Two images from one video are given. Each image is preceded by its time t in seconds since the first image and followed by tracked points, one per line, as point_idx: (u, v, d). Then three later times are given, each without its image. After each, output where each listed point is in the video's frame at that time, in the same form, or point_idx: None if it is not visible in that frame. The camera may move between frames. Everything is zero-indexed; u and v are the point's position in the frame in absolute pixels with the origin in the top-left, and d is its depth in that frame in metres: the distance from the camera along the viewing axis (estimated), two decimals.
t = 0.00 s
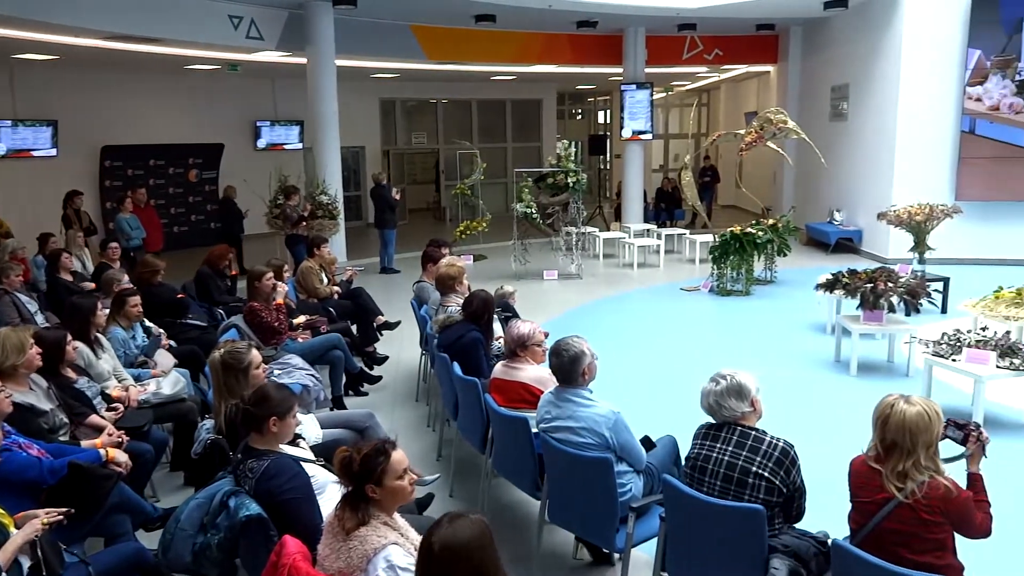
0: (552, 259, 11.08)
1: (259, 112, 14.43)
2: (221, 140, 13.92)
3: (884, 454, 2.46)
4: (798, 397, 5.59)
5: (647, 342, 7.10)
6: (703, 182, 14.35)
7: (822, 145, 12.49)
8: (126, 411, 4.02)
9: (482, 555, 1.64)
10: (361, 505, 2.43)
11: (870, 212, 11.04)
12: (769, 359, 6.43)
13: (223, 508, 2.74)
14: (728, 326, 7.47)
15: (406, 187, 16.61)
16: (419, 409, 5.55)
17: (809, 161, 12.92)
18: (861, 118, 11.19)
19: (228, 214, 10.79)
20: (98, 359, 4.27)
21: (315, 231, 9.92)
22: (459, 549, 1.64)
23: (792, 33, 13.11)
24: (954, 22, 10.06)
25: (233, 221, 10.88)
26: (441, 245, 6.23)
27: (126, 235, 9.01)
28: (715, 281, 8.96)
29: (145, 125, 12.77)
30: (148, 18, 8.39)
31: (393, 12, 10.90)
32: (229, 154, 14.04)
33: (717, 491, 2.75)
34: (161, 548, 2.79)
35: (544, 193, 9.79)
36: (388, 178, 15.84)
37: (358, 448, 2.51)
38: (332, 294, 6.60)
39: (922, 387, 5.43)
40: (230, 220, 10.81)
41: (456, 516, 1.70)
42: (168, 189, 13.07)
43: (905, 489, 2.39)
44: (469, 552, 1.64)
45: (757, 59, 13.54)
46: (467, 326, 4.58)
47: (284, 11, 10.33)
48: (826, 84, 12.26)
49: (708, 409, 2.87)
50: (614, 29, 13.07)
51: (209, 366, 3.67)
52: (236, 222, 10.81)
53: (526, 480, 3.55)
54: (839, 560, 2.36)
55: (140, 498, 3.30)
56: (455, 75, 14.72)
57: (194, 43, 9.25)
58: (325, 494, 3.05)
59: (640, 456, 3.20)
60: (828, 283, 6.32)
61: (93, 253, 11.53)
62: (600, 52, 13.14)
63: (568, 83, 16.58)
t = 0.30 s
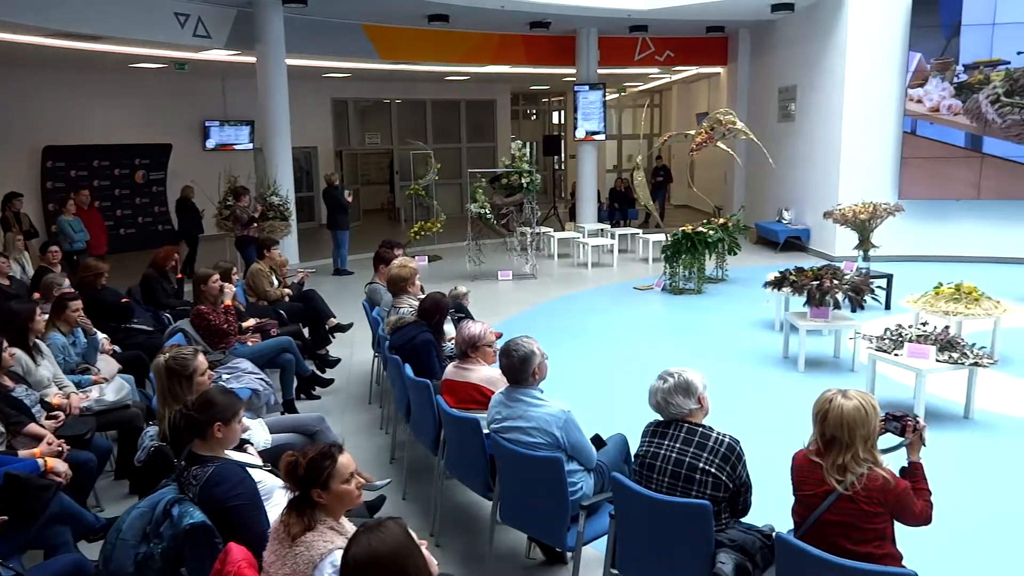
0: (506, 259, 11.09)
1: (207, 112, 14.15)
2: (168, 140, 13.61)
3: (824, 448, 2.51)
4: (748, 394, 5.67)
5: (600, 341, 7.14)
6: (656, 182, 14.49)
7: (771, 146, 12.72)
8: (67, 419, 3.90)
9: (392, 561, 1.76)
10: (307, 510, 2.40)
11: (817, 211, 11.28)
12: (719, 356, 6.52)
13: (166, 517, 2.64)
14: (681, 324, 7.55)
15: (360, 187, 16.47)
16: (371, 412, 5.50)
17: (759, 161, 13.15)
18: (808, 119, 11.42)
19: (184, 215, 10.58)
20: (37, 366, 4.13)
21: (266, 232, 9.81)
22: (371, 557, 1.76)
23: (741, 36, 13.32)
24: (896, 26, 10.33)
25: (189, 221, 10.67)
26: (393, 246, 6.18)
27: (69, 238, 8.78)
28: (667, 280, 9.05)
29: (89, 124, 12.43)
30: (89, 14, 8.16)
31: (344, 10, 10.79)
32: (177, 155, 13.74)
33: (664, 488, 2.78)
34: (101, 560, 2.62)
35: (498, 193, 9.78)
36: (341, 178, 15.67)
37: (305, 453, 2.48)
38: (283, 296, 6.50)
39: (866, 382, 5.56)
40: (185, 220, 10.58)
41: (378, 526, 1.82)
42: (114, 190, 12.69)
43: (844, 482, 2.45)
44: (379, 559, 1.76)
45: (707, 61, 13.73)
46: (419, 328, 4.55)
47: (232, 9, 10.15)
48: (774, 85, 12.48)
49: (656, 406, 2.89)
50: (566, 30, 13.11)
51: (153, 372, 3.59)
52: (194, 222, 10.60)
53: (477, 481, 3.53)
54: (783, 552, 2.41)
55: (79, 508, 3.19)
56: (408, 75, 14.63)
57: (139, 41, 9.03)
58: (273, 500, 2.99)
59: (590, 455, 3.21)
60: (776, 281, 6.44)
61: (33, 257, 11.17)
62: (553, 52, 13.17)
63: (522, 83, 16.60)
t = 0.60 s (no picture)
0: (459, 260, 11.07)
1: (151, 111, 13.82)
2: (111, 140, 13.27)
3: (765, 443, 2.56)
4: (697, 391, 5.76)
5: (552, 341, 7.17)
6: (607, 183, 14.61)
7: (718, 147, 12.93)
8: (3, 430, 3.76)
9: (340, 561, 1.76)
10: (251, 516, 2.36)
11: (764, 210, 11.50)
12: (668, 354, 6.61)
13: (106, 527, 2.56)
14: (631, 323, 7.63)
15: (309, 188, 16.28)
16: (321, 416, 5.44)
17: (707, 162, 13.36)
18: (754, 120, 11.64)
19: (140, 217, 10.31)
20: None
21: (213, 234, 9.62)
22: (317, 558, 1.76)
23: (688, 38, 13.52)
24: (838, 29, 10.59)
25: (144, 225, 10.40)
26: (343, 248, 6.12)
27: (5, 242, 8.49)
28: (618, 279, 9.14)
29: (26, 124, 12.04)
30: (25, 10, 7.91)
31: (292, 9, 10.65)
32: (119, 155, 13.40)
33: (612, 485, 2.80)
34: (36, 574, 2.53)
35: (449, 194, 9.76)
36: (291, 179, 15.46)
37: (247, 458, 2.43)
38: (230, 300, 6.39)
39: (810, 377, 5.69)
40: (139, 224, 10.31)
41: (326, 527, 1.82)
42: (53, 192, 12.31)
43: (785, 476, 2.50)
44: (327, 561, 1.76)
45: (656, 63, 13.91)
46: (368, 330, 4.51)
47: (176, 6, 9.94)
48: (721, 86, 12.69)
49: (603, 405, 2.92)
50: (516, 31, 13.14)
51: (92, 378, 3.49)
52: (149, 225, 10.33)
53: (427, 483, 3.52)
54: (725, 545, 2.46)
55: (15, 522, 3.08)
56: (358, 74, 14.51)
57: (78, 38, 8.78)
58: (217, 506, 2.94)
59: (539, 455, 3.23)
60: (723, 279, 6.54)
61: None
62: (503, 53, 13.19)
63: (474, 83, 16.59)
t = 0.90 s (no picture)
0: (411, 261, 11.01)
1: (93, 110, 13.46)
2: (50, 139, 12.88)
3: (707, 440, 2.61)
4: (647, 389, 5.83)
5: (503, 341, 7.19)
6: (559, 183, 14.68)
7: (668, 147, 13.10)
8: None
9: (288, 564, 1.82)
10: (190, 524, 2.31)
11: (712, 209, 11.69)
12: (619, 353, 6.67)
13: (40, 538, 2.48)
14: (583, 322, 7.69)
15: (259, 189, 16.04)
16: (269, 420, 5.36)
17: (657, 162, 13.53)
18: (703, 120, 11.82)
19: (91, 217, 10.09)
20: None
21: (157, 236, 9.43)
22: (265, 560, 1.81)
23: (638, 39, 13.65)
24: (783, 32, 10.81)
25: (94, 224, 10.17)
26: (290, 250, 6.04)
27: None
28: (570, 279, 9.19)
29: None
30: None
31: (238, 7, 10.47)
32: (59, 155, 13.02)
33: (558, 485, 2.82)
34: None
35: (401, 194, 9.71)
36: (239, 180, 15.20)
37: (187, 466, 2.39)
38: (175, 303, 6.26)
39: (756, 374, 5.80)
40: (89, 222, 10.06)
41: (274, 531, 1.88)
42: None
43: (726, 472, 2.55)
44: (274, 563, 1.81)
45: (606, 64, 14.03)
46: (316, 333, 4.46)
47: (118, 3, 9.70)
48: (670, 87, 12.86)
49: (549, 404, 2.93)
50: (468, 31, 13.11)
51: (27, 385, 3.38)
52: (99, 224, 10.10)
53: (375, 486, 3.49)
54: (669, 541, 2.50)
55: None
56: (308, 74, 14.33)
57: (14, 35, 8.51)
58: (157, 516, 2.88)
59: (487, 455, 3.23)
60: (672, 278, 6.63)
61: None
62: (455, 53, 13.16)
63: (425, 83, 16.52)
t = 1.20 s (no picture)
0: (365, 262, 10.92)
1: (34, 110, 13.07)
2: None
3: (652, 438, 2.63)
4: (599, 388, 5.87)
5: (457, 341, 7.17)
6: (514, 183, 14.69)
7: (621, 147, 13.21)
8: None
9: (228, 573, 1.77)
10: (127, 535, 2.25)
11: (665, 209, 11.83)
12: (572, 352, 6.70)
13: None
14: (537, 322, 7.70)
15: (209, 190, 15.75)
16: (217, 426, 5.26)
17: (611, 163, 13.63)
18: (655, 121, 11.95)
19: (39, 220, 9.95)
20: None
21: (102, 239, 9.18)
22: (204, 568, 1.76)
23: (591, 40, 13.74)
24: (732, 35, 10.98)
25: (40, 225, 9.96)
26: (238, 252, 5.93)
27: None
28: (524, 279, 9.21)
29: None
30: None
31: (184, 4, 10.26)
32: None
33: (505, 485, 2.81)
34: None
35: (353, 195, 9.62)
36: (188, 181, 14.90)
37: (124, 474, 2.33)
38: (120, 307, 6.09)
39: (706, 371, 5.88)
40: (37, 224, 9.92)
41: (214, 538, 1.83)
42: None
43: (672, 469, 2.57)
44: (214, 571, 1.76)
45: (560, 64, 14.10)
46: (263, 335, 4.38)
47: None
48: (623, 88, 12.97)
49: (497, 405, 2.92)
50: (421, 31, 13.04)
51: None
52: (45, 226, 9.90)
53: (324, 491, 3.45)
54: (616, 540, 2.51)
55: None
56: (257, 73, 14.11)
57: None
58: (95, 527, 2.80)
59: (436, 457, 3.21)
60: (623, 278, 6.67)
61: None
62: (408, 53, 13.08)
63: (379, 83, 16.40)
